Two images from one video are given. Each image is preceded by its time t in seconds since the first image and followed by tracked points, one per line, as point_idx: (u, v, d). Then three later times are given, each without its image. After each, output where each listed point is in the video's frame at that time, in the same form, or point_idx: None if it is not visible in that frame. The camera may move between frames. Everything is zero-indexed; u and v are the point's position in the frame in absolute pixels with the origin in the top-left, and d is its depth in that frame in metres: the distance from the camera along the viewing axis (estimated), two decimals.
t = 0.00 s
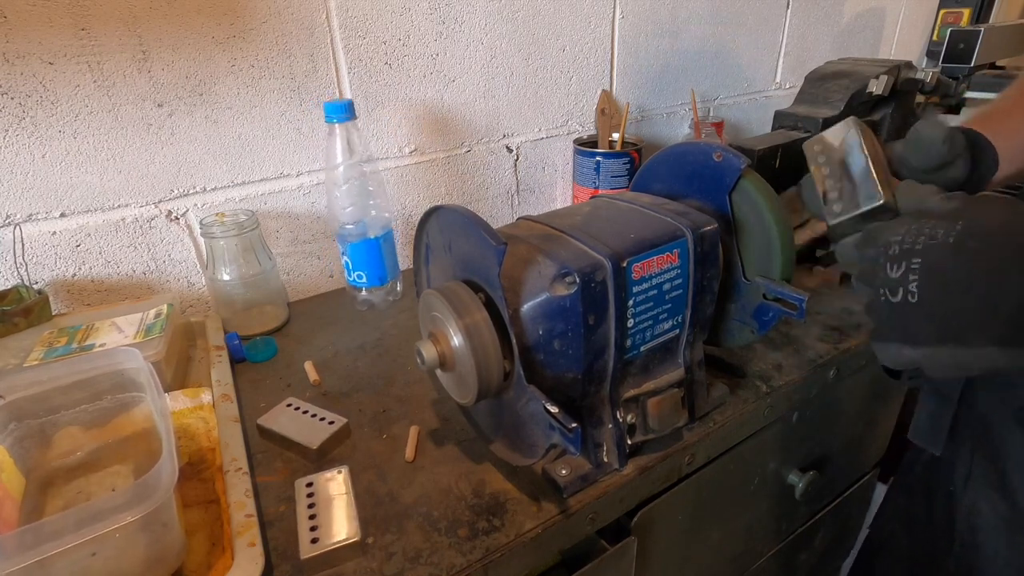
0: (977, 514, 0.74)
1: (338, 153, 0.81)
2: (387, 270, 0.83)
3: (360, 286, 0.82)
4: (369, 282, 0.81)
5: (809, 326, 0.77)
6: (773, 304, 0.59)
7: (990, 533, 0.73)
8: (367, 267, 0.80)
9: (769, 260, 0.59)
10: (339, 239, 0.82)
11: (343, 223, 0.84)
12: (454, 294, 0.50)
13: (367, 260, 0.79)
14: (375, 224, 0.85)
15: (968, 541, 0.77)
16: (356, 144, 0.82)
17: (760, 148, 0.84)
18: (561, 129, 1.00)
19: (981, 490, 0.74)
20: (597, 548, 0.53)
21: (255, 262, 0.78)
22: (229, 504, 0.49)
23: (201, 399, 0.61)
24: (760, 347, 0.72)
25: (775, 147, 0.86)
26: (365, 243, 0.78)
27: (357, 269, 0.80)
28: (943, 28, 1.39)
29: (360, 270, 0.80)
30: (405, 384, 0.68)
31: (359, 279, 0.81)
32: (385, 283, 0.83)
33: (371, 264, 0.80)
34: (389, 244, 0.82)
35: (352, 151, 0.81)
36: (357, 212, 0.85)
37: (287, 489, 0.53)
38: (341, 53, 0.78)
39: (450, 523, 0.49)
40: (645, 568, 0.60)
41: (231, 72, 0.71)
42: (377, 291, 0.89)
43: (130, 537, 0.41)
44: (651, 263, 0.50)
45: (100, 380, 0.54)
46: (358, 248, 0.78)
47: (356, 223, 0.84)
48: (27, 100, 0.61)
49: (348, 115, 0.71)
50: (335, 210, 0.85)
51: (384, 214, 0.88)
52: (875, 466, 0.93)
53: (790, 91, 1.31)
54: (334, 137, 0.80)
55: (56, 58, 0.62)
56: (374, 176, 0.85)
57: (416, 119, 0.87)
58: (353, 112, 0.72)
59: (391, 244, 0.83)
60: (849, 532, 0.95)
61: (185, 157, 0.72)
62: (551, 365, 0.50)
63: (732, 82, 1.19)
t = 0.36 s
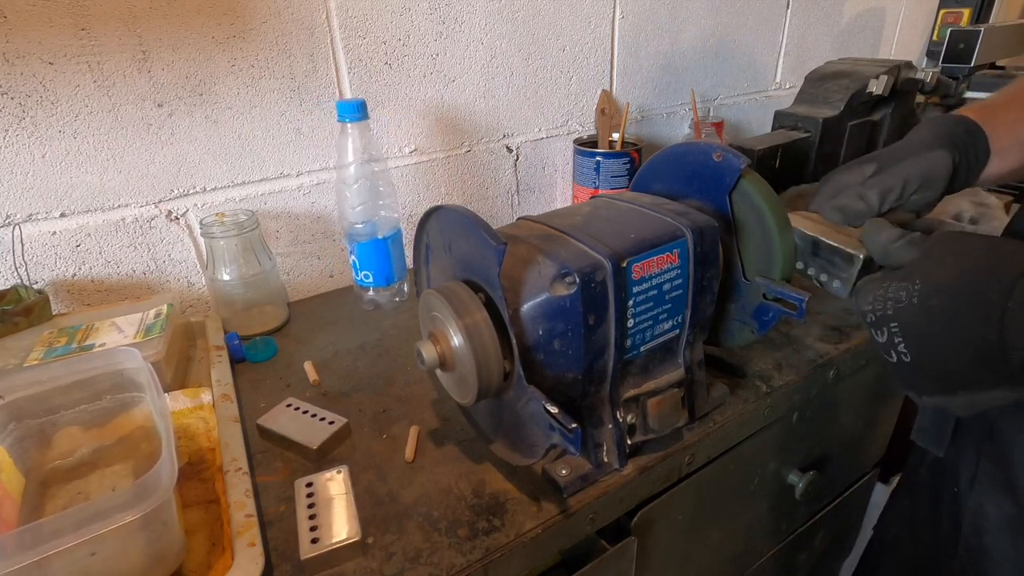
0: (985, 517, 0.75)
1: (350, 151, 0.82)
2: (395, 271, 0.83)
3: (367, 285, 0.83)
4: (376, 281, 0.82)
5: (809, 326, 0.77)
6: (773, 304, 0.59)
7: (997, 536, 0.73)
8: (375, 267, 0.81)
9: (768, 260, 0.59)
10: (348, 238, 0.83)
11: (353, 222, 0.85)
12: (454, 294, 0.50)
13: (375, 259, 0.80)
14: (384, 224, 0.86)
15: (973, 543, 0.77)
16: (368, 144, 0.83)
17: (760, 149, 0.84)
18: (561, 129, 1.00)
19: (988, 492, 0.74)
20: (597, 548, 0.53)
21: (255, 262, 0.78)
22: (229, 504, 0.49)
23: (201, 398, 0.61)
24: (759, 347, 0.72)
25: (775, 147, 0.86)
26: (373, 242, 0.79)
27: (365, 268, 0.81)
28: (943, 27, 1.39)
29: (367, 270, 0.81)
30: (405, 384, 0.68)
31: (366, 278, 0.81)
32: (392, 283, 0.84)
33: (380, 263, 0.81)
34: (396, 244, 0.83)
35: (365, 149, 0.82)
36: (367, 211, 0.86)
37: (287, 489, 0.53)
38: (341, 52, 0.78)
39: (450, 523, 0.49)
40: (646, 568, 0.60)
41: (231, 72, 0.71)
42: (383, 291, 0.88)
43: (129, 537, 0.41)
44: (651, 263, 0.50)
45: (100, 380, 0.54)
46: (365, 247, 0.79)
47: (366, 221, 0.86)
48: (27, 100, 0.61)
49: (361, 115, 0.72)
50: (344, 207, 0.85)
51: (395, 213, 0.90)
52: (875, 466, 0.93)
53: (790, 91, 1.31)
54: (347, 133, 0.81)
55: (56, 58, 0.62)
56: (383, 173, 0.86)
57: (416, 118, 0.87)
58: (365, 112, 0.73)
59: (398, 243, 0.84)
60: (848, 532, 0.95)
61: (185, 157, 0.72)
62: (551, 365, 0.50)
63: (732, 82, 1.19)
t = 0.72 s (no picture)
0: (986, 518, 0.74)
1: (357, 152, 0.82)
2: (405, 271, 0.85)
3: (377, 285, 0.85)
4: (386, 282, 0.84)
5: (809, 326, 0.76)
6: (773, 304, 0.59)
7: (1000, 538, 0.72)
8: (385, 267, 0.82)
9: (768, 260, 0.59)
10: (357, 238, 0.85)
11: (362, 223, 0.86)
12: (454, 294, 0.50)
13: (385, 260, 0.82)
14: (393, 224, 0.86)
15: (978, 545, 0.76)
16: (375, 144, 0.83)
17: (760, 148, 0.84)
18: (561, 129, 1.00)
19: (988, 493, 0.73)
20: (597, 548, 0.53)
21: (255, 262, 0.78)
22: (229, 504, 0.49)
23: (201, 398, 0.61)
24: (760, 347, 0.72)
25: (775, 148, 0.86)
26: (382, 243, 0.81)
27: (375, 269, 0.82)
28: (944, 27, 1.39)
29: (377, 271, 0.83)
30: (405, 384, 0.68)
31: (376, 278, 0.83)
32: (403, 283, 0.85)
33: (389, 264, 0.82)
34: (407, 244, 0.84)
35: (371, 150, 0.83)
36: (374, 211, 0.87)
37: (287, 489, 0.53)
38: (341, 52, 0.78)
39: (450, 523, 0.49)
40: (646, 568, 0.60)
41: (230, 71, 0.71)
42: (394, 291, 0.87)
43: (129, 538, 0.41)
44: (651, 263, 0.50)
45: (100, 380, 0.54)
46: (375, 248, 0.81)
47: (374, 222, 0.86)
48: (27, 100, 0.62)
49: (367, 115, 0.72)
50: (351, 206, 0.86)
51: (405, 214, 0.89)
52: (875, 466, 0.93)
53: (790, 92, 1.31)
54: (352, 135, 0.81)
55: (56, 58, 0.62)
56: (391, 173, 0.86)
57: (416, 118, 0.87)
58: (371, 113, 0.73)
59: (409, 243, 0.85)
60: (848, 532, 0.95)
61: (185, 157, 0.72)
62: (551, 365, 0.50)
63: (732, 82, 1.19)
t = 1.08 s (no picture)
0: (963, 509, 0.73)
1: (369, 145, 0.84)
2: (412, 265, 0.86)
3: (384, 280, 0.86)
4: (393, 276, 0.84)
5: (809, 327, 0.77)
6: (773, 304, 0.59)
7: (975, 528, 0.72)
8: (392, 262, 0.83)
9: (768, 260, 0.59)
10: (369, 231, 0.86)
11: (373, 216, 0.87)
12: (454, 294, 0.50)
13: (393, 253, 0.83)
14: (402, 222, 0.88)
15: (953, 535, 0.76)
16: (388, 140, 0.84)
17: (760, 148, 0.83)
18: (561, 129, 1.00)
19: (964, 483, 0.73)
20: (597, 548, 0.53)
21: (255, 263, 0.78)
22: (229, 504, 0.49)
23: (201, 399, 0.61)
24: (760, 347, 0.72)
25: (775, 147, 0.85)
26: (390, 237, 0.81)
27: (382, 263, 0.83)
28: (944, 27, 1.39)
29: (384, 264, 0.83)
30: (405, 384, 0.68)
31: (383, 272, 0.84)
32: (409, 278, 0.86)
33: (396, 258, 0.83)
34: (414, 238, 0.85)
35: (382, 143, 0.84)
36: (385, 201, 0.88)
37: (287, 489, 0.53)
38: (341, 52, 0.78)
39: (450, 523, 0.49)
40: (646, 568, 0.60)
41: (231, 71, 0.71)
42: (402, 288, 0.87)
43: (129, 538, 0.41)
44: (651, 263, 0.50)
45: (100, 380, 0.54)
46: (383, 240, 0.81)
47: (385, 215, 0.88)
48: (27, 100, 0.61)
49: (381, 109, 0.74)
50: (363, 198, 0.87)
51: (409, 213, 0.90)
52: (875, 466, 0.93)
53: (790, 92, 1.31)
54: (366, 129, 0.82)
55: (56, 58, 0.62)
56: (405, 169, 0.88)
57: (416, 118, 0.87)
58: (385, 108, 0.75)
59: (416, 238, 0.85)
60: (849, 532, 0.95)
61: (185, 156, 0.72)
62: (551, 365, 0.50)
63: (732, 82, 1.19)
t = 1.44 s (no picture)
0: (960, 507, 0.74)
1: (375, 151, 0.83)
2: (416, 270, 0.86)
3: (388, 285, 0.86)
4: (397, 281, 0.85)
5: (809, 327, 0.77)
6: (773, 305, 0.59)
7: (973, 525, 0.73)
8: (396, 267, 0.84)
9: (768, 260, 0.59)
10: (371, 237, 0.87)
11: (376, 222, 0.88)
12: (454, 295, 0.50)
13: (397, 259, 0.83)
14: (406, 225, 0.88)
15: (950, 533, 0.76)
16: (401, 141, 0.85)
17: (760, 148, 0.84)
18: (561, 129, 1.00)
19: (961, 479, 0.73)
20: (597, 548, 0.53)
21: (255, 262, 0.78)
22: (229, 504, 0.49)
23: (201, 399, 0.61)
24: (760, 347, 0.72)
25: (776, 147, 0.86)
26: (395, 243, 0.82)
27: (386, 268, 0.84)
28: (944, 27, 1.39)
29: (388, 270, 0.84)
30: (405, 384, 0.68)
31: (388, 277, 0.85)
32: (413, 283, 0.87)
33: (400, 264, 0.83)
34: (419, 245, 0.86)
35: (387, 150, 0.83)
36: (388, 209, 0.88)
37: (287, 489, 0.53)
38: (341, 52, 0.78)
39: (450, 523, 0.49)
40: (646, 568, 0.60)
41: (231, 71, 0.71)
42: (406, 292, 0.88)
43: (130, 538, 0.41)
44: (651, 263, 0.50)
45: (100, 380, 0.54)
46: (387, 247, 0.82)
47: (388, 221, 0.88)
48: (27, 100, 0.61)
49: (384, 114, 0.74)
50: (367, 205, 0.87)
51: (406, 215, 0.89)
52: (875, 466, 0.93)
53: (790, 91, 1.31)
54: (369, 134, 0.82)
55: (56, 58, 0.62)
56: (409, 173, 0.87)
57: (416, 119, 0.87)
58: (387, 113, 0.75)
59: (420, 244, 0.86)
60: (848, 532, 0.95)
61: (185, 156, 0.72)
62: (551, 365, 0.50)
63: (732, 82, 1.19)
